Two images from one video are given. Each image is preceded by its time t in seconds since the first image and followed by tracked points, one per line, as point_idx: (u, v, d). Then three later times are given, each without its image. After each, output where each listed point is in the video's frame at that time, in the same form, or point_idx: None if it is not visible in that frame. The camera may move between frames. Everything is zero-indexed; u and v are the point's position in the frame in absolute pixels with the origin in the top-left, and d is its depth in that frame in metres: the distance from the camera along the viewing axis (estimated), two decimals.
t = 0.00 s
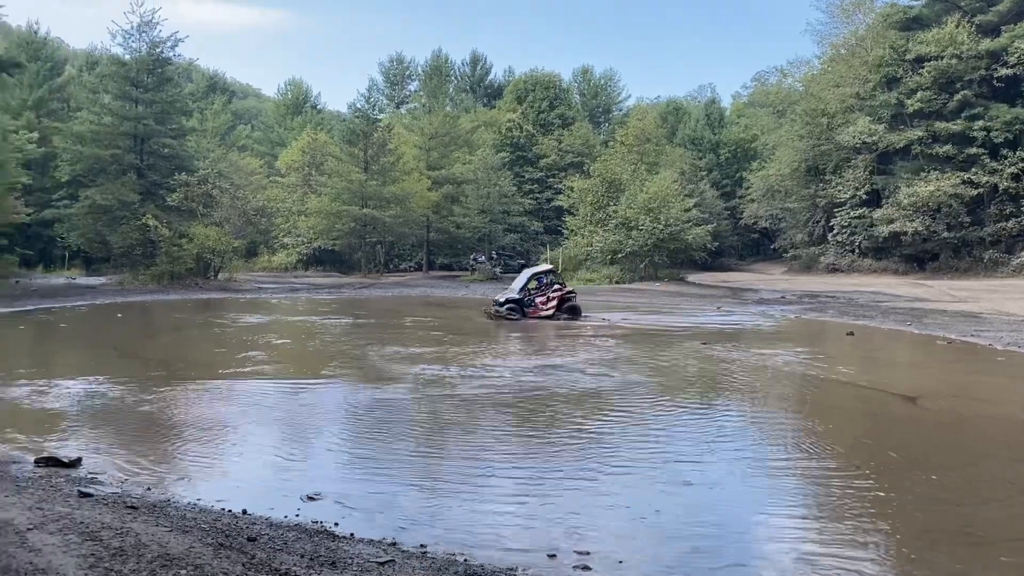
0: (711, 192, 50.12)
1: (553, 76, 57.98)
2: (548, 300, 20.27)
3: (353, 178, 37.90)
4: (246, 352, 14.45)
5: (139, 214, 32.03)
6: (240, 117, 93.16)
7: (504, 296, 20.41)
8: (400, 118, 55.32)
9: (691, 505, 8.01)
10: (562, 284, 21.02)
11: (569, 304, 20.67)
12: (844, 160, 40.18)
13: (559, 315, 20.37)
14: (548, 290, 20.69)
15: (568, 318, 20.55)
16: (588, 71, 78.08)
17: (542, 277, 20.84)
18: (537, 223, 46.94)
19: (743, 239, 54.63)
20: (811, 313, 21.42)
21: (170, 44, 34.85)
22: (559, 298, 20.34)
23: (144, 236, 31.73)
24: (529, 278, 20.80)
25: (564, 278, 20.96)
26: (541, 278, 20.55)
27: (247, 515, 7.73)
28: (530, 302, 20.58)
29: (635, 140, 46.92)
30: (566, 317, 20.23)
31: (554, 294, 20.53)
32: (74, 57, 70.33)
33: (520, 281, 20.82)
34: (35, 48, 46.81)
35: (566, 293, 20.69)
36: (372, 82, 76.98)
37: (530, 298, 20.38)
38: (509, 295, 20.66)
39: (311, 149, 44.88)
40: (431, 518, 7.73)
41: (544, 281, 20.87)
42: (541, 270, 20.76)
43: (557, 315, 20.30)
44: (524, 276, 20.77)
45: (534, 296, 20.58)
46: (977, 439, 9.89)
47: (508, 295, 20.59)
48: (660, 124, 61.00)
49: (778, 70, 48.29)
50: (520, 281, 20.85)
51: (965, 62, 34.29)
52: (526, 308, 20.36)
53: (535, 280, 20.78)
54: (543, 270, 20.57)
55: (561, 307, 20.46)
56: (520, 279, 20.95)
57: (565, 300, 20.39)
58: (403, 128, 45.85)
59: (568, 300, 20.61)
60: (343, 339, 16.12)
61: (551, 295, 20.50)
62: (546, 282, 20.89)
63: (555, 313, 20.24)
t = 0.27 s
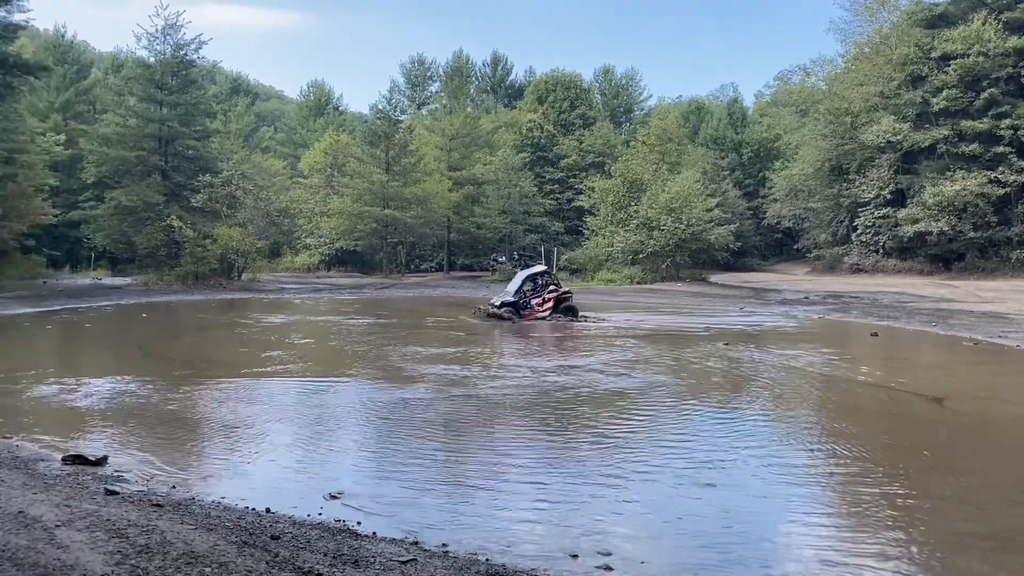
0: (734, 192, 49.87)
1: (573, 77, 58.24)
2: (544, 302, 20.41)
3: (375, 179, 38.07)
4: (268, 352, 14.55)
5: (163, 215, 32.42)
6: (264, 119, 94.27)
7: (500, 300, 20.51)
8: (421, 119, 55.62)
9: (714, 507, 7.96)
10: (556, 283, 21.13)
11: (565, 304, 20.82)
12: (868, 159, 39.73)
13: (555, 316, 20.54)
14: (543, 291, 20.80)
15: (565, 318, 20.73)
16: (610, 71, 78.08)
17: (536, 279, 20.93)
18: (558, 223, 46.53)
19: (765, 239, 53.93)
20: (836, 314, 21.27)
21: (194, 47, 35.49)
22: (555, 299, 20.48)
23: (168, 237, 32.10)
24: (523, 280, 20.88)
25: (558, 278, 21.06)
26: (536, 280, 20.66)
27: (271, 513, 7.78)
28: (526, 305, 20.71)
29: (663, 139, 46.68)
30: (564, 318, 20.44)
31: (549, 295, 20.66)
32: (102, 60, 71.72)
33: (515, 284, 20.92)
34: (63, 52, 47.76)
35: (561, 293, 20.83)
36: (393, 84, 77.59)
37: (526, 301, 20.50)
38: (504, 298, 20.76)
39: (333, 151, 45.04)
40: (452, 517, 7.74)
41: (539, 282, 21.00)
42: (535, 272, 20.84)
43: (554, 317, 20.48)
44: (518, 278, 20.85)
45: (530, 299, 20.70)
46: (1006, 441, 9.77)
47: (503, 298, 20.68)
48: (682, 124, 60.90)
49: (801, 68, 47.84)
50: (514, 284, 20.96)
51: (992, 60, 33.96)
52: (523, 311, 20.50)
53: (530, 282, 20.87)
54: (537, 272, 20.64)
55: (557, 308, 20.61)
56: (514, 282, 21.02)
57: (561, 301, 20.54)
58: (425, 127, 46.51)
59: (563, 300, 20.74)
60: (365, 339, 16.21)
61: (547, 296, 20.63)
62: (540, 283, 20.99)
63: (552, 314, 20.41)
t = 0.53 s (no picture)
0: (758, 192, 49.89)
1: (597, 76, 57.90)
2: (541, 304, 20.53)
3: (398, 179, 38.26)
4: (292, 351, 14.62)
5: (189, 215, 32.74)
6: (289, 120, 95.15)
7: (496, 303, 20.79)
8: (444, 119, 55.84)
9: (738, 508, 7.90)
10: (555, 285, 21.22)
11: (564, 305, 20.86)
12: (895, 158, 38.90)
13: (554, 319, 20.60)
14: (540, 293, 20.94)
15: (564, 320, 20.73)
16: (633, 70, 77.85)
17: (532, 281, 21.11)
18: (580, 223, 46.72)
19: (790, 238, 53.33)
20: (862, 314, 21.07)
21: (219, 48, 35.82)
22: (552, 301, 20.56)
23: (194, 237, 32.35)
24: (519, 283, 21.09)
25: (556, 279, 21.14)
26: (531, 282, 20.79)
27: (295, 512, 7.81)
28: (523, 307, 20.89)
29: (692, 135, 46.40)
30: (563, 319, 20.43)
31: (546, 298, 20.77)
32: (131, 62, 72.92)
33: (512, 287, 21.16)
34: (90, 54, 48.59)
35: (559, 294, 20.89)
36: (417, 84, 78.04)
37: (522, 304, 20.70)
38: (502, 301, 21.03)
39: (356, 151, 45.18)
40: (474, 517, 7.72)
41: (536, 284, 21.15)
42: (531, 274, 21.03)
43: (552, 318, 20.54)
44: (514, 281, 21.09)
45: (527, 301, 20.88)
46: None
47: (500, 301, 20.96)
48: (705, 123, 60.67)
49: (827, 67, 46.98)
50: (512, 287, 21.22)
51: None
52: (520, 314, 20.68)
53: (527, 284, 21.05)
54: (533, 274, 20.82)
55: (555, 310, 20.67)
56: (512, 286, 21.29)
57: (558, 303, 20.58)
58: (447, 127, 46.13)
59: (561, 302, 20.81)
60: (389, 338, 16.27)
61: (544, 299, 20.74)
62: (537, 285, 21.12)
63: (549, 316, 20.48)
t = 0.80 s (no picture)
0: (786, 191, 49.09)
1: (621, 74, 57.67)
2: (541, 304, 20.50)
3: (422, 178, 38.42)
4: (317, 350, 14.72)
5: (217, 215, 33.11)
6: (315, 120, 96.01)
7: (496, 303, 20.82)
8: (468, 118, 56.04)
9: (764, 510, 7.83)
10: (556, 286, 21.23)
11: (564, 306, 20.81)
12: (924, 156, 38.60)
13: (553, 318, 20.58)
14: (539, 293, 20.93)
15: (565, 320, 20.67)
16: (658, 69, 77.52)
17: (532, 281, 21.11)
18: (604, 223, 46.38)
19: (817, 238, 52.86)
20: (891, 314, 20.80)
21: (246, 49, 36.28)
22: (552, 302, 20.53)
23: (221, 237, 32.66)
24: (519, 283, 21.10)
25: (557, 280, 21.15)
26: (531, 282, 20.79)
27: (321, 509, 7.86)
28: (523, 308, 20.90)
29: (717, 133, 46.35)
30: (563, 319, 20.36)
31: (547, 298, 20.75)
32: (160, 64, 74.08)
33: (513, 287, 21.19)
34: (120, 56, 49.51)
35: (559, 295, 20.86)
36: (441, 84, 78.36)
37: (522, 304, 20.69)
38: (502, 301, 21.06)
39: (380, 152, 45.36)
40: (498, 516, 7.72)
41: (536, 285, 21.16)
42: (531, 275, 21.06)
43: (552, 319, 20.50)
44: (514, 282, 21.12)
45: (527, 302, 20.88)
46: None
47: (500, 301, 20.98)
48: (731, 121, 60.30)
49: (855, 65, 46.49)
50: (512, 287, 21.25)
51: None
52: (519, 314, 20.67)
53: (527, 285, 21.06)
54: (533, 274, 20.84)
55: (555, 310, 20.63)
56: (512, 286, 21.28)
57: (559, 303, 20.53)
58: (471, 126, 46.26)
59: (561, 302, 20.79)
60: (414, 337, 16.33)
61: (544, 299, 20.73)
62: (537, 286, 21.14)
63: (549, 316, 20.43)
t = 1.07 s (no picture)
0: (813, 189, 48.43)
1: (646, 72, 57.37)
2: (541, 305, 20.48)
3: (448, 178, 38.85)
4: (343, 348, 14.79)
5: (244, 214, 33.48)
6: (340, 120, 96.69)
7: (496, 302, 20.84)
8: (493, 117, 56.17)
9: (793, 511, 7.74)
10: (557, 285, 21.15)
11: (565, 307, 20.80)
12: (955, 154, 38.08)
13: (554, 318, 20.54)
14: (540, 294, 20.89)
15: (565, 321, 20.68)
16: (684, 66, 77.17)
17: (532, 282, 21.05)
18: (630, 222, 46.37)
19: (845, 238, 52.67)
20: (921, 315, 20.50)
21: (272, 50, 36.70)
22: (552, 303, 20.50)
23: (249, 237, 33.04)
24: (520, 284, 21.03)
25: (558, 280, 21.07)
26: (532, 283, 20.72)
27: (348, 507, 7.88)
28: (523, 307, 20.87)
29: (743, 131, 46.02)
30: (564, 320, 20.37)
31: (548, 299, 20.72)
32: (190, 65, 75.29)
33: (514, 287, 21.12)
34: (148, 57, 50.56)
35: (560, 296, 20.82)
36: (466, 83, 78.66)
37: (522, 305, 20.68)
38: (502, 299, 21.04)
39: (406, 151, 45.16)
40: (522, 515, 7.70)
41: (538, 285, 21.09)
42: (532, 275, 20.98)
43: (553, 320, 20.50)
44: (516, 281, 21.04)
45: (528, 302, 20.85)
46: None
47: (501, 300, 20.96)
48: (758, 119, 59.90)
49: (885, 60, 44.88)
50: (513, 287, 21.20)
51: None
52: (520, 314, 20.67)
53: (528, 285, 20.96)
54: (534, 275, 20.75)
55: (555, 311, 20.61)
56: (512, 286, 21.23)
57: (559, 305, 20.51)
58: (496, 126, 46.54)
59: (562, 303, 20.70)
60: (440, 336, 16.37)
61: (545, 300, 20.70)
62: (538, 286, 21.02)
63: (550, 317, 20.43)
